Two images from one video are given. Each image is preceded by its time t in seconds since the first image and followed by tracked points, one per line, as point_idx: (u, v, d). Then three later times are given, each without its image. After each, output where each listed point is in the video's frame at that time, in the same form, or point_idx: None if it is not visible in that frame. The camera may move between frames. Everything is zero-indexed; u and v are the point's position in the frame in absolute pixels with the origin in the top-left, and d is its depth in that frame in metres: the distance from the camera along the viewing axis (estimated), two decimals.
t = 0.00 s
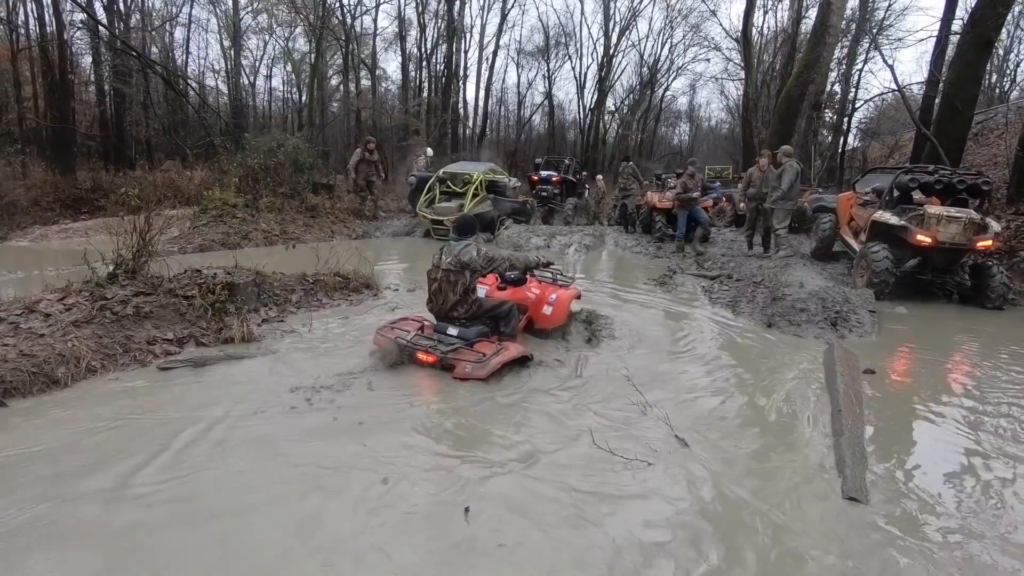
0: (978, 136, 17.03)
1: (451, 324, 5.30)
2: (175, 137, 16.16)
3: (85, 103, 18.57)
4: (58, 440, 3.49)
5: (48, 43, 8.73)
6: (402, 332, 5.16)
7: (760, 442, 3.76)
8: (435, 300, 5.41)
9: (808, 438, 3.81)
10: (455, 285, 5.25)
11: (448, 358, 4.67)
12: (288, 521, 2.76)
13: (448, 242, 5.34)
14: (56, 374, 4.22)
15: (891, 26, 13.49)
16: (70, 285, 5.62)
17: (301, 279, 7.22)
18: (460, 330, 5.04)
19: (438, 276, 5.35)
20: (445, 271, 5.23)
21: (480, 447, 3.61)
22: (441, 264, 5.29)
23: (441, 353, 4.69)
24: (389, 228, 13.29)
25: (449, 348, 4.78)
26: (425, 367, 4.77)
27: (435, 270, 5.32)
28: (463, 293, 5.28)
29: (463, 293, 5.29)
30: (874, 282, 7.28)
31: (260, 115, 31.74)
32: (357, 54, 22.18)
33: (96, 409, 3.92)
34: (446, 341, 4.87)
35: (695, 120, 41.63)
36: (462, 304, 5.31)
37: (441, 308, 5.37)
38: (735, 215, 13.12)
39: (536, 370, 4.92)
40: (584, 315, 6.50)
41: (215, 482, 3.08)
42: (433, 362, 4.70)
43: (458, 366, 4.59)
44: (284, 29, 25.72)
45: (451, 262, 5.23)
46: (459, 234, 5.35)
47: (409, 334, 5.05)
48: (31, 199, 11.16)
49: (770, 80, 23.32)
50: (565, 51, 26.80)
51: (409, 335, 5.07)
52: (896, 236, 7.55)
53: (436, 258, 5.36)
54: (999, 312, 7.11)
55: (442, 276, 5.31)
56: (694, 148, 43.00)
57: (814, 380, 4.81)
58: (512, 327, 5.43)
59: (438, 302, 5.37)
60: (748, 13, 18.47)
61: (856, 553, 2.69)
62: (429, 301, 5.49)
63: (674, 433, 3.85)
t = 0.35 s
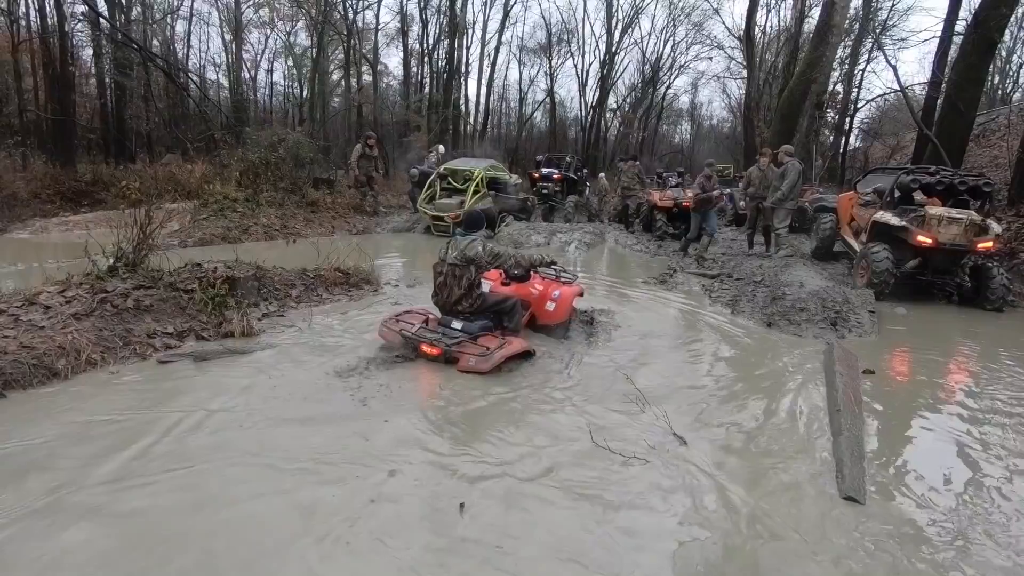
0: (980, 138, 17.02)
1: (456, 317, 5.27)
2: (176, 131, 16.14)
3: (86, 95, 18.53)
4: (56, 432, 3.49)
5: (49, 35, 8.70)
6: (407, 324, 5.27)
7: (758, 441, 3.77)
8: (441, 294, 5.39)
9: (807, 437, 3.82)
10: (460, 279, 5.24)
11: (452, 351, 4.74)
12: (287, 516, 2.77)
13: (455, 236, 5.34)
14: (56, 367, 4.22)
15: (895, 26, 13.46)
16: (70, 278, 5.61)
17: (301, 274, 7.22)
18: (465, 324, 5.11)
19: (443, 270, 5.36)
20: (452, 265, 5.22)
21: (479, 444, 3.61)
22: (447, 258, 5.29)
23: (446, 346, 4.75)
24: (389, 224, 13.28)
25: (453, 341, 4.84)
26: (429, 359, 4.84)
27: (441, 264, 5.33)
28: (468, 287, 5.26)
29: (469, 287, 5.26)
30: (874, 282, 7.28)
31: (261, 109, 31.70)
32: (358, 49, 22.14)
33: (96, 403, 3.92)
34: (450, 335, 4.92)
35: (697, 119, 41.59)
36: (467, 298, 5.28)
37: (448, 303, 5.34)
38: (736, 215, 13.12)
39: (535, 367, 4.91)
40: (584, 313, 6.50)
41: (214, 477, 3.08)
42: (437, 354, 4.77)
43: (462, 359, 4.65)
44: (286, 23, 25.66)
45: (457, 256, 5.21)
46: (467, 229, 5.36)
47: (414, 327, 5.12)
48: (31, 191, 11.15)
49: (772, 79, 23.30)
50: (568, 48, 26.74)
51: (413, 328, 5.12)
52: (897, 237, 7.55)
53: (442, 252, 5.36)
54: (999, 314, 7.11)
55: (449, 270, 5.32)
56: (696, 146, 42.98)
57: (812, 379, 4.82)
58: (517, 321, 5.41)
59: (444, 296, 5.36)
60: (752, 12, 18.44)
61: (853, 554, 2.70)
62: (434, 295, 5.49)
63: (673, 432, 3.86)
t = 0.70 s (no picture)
0: (982, 139, 17.01)
1: (461, 313, 5.32)
2: (177, 125, 16.13)
3: (87, 90, 18.52)
4: (56, 427, 3.50)
5: (52, 29, 8.70)
6: (413, 319, 5.24)
7: (758, 440, 3.78)
8: (446, 291, 5.49)
9: (804, 437, 3.83)
10: (465, 275, 5.32)
11: (457, 345, 4.73)
12: (286, 512, 2.77)
13: (458, 234, 5.43)
14: (57, 361, 4.23)
15: (898, 26, 13.44)
16: (71, 272, 5.62)
17: (302, 270, 7.22)
18: (470, 319, 5.14)
19: (448, 266, 5.46)
20: (456, 260, 5.34)
21: (478, 441, 3.62)
22: (451, 254, 5.40)
23: (451, 341, 4.75)
24: (390, 220, 13.28)
25: (458, 336, 4.85)
26: (433, 353, 4.84)
27: (446, 260, 5.44)
28: (473, 283, 5.31)
29: (473, 283, 5.32)
30: (875, 283, 7.29)
31: (263, 105, 31.68)
32: (361, 46, 22.13)
33: (96, 397, 3.93)
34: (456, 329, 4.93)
35: (699, 118, 41.56)
36: (471, 295, 5.34)
37: (453, 298, 5.42)
38: (737, 214, 13.12)
39: (534, 365, 4.91)
40: (585, 312, 6.50)
41: (213, 472, 3.08)
42: (442, 348, 4.75)
43: (467, 353, 4.67)
44: (288, 19, 25.64)
45: (461, 252, 5.33)
46: (470, 226, 5.43)
47: (420, 321, 5.12)
48: (33, 185, 11.16)
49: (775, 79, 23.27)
50: (570, 46, 26.70)
51: (419, 322, 5.14)
52: (898, 238, 7.55)
53: (446, 249, 5.48)
54: (999, 315, 7.11)
55: (452, 267, 5.41)
56: (698, 146, 42.94)
57: (812, 380, 4.83)
58: (521, 319, 5.45)
59: (449, 292, 5.45)
60: (755, 11, 18.40)
61: (852, 554, 2.70)
62: (440, 291, 5.59)
63: (672, 429, 3.87)
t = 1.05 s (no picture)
0: (983, 141, 17.00)
1: (465, 310, 5.35)
2: (178, 122, 16.11)
3: (88, 86, 18.50)
4: (55, 423, 3.50)
5: (52, 25, 8.69)
6: (417, 315, 5.36)
7: (757, 441, 3.78)
8: (449, 288, 5.46)
9: (803, 438, 3.83)
10: (468, 273, 5.31)
11: (461, 342, 4.85)
12: (283, 510, 2.77)
13: (462, 232, 5.40)
14: (56, 357, 4.23)
15: (899, 27, 13.45)
16: (71, 269, 5.62)
17: (302, 268, 7.21)
18: (473, 316, 5.23)
19: (451, 264, 5.43)
20: (460, 258, 5.30)
21: (476, 439, 3.63)
22: (455, 251, 5.37)
23: (455, 338, 4.86)
24: (390, 219, 13.28)
25: (462, 333, 4.94)
26: (438, 349, 4.95)
27: (450, 257, 5.40)
28: (476, 280, 5.33)
29: (478, 280, 5.34)
30: (875, 285, 7.28)
31: (264, 103, 31.66)
32: (362, 44, 22.10)
33: (96, 393, 3.93)
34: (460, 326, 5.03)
35: (700, 118, 41.55)
36: (475, 292, 5.35)
37: (457, 295, 5.40)
38: (737, 214, 13.12)
39: (533, 364, 4.91)
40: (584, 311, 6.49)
41: (210, 470, 3.07)
42: (446, 345, 4.87)
43: (471, 351, 4.77)
44: (290, 17, 25.62)
45: (465, 250, 5.30)
46: (473, 224, 5.41)
47: (424, 318, 5.24)
48: (33, 181, 11.15)
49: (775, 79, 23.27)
50: (571, 45, 26.68)
51: (423, 319, 5.25)
52: (898, 239, 7.54)
53: (449, 247, 5.42)
54: (998, 317, 7.11)
55: (456, 265, 5.38)
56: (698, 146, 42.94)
57: (810, 380, 4.83)
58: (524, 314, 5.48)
59: (452, 289, 5.43)
60: (756, 12, 18.39)
61: (850, 556, 2.70)
62: (441, 288, 5.56)
63: (670, 430, 3.87)
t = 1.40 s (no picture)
0: (982, 143, 17.03)
1: (469, 308, 5.41)
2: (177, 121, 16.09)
3: (87, 85, 18.47)
4: (51, 422, 3.50)
5: (51, 23, 8.68)
6: (422, 312, 5.44)
7: (754, 441, 3.78)
8: (452, 288, 5.50)
9: (800, 439, 3.83)
10: (473, 272, 5.35)
11: (466, 341, 4.91)
12: (279, 509, 2.76)
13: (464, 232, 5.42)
14: (54, 355, 4.23)
15: (899, 29, 13.46)
16: (69, 267, 5.61)
17: (301, 267, 7.21)
18: (477, 314, 5.25)
19: (454, 263, 5.45)
20: (463, 257, 5.34)
21: (473, 439, 3.62)
22: (458, 251, 5.40)
23: (460, 337, 4.92)
24: (389, 218, 13.28)
25: (467, 332, 5.00)
26: (444, 348, 5.01)
27: (453, 257, 5.42)
28: (480, 279, 5.37)
29: (481, 278, 5.38)
30: (874, 285, 7.29)
31: (264, 102, 31.64)
32: (362, 43, 22.09)
33: (93, 392, 3.92)
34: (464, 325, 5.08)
35: (700, 119, 41.57)
36: (479, 291, 5.40)
37: (461, 294, 5.45)
38: (736, 215, 13.14)
39: (531, 364, 4.92)
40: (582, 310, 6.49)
41: (205, 469, 3.06)
42: (452, 344, 4.94)
43: (476, 349, 4.82)
44: (289, 16, 25.61)
45: (469, 250, 5.34)
46: (474, 223, 5.43)
47: (429, 316, 5.29)
48: (32, 179, 11.15)
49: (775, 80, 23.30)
50: (571, 46, 26.70)
51: (428, 317, 5.31)
52: (897, 240, 7.55)
53: (451, 247, 5.45)
54: (996, 318, 7.12)
55: (460, 264, 5.41)
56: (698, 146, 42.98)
57: (808, 381, 4.83)
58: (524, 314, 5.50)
59: (455, 289, 5.46)
60: (756, 13, 18.41)
61: (847, 557, 2.70)
62: (444, 287, 5.59)
63: (668, 430, 3.87)
